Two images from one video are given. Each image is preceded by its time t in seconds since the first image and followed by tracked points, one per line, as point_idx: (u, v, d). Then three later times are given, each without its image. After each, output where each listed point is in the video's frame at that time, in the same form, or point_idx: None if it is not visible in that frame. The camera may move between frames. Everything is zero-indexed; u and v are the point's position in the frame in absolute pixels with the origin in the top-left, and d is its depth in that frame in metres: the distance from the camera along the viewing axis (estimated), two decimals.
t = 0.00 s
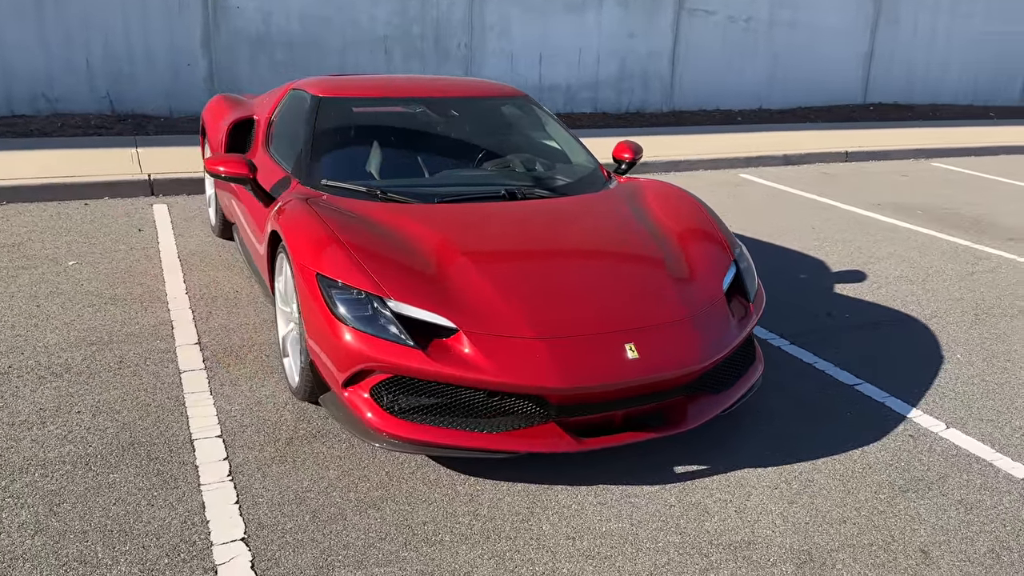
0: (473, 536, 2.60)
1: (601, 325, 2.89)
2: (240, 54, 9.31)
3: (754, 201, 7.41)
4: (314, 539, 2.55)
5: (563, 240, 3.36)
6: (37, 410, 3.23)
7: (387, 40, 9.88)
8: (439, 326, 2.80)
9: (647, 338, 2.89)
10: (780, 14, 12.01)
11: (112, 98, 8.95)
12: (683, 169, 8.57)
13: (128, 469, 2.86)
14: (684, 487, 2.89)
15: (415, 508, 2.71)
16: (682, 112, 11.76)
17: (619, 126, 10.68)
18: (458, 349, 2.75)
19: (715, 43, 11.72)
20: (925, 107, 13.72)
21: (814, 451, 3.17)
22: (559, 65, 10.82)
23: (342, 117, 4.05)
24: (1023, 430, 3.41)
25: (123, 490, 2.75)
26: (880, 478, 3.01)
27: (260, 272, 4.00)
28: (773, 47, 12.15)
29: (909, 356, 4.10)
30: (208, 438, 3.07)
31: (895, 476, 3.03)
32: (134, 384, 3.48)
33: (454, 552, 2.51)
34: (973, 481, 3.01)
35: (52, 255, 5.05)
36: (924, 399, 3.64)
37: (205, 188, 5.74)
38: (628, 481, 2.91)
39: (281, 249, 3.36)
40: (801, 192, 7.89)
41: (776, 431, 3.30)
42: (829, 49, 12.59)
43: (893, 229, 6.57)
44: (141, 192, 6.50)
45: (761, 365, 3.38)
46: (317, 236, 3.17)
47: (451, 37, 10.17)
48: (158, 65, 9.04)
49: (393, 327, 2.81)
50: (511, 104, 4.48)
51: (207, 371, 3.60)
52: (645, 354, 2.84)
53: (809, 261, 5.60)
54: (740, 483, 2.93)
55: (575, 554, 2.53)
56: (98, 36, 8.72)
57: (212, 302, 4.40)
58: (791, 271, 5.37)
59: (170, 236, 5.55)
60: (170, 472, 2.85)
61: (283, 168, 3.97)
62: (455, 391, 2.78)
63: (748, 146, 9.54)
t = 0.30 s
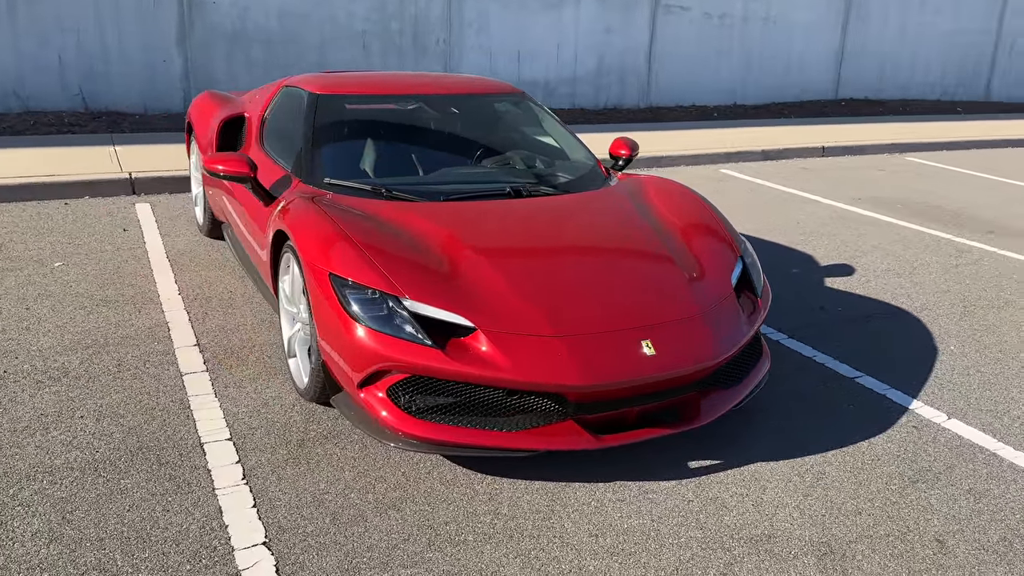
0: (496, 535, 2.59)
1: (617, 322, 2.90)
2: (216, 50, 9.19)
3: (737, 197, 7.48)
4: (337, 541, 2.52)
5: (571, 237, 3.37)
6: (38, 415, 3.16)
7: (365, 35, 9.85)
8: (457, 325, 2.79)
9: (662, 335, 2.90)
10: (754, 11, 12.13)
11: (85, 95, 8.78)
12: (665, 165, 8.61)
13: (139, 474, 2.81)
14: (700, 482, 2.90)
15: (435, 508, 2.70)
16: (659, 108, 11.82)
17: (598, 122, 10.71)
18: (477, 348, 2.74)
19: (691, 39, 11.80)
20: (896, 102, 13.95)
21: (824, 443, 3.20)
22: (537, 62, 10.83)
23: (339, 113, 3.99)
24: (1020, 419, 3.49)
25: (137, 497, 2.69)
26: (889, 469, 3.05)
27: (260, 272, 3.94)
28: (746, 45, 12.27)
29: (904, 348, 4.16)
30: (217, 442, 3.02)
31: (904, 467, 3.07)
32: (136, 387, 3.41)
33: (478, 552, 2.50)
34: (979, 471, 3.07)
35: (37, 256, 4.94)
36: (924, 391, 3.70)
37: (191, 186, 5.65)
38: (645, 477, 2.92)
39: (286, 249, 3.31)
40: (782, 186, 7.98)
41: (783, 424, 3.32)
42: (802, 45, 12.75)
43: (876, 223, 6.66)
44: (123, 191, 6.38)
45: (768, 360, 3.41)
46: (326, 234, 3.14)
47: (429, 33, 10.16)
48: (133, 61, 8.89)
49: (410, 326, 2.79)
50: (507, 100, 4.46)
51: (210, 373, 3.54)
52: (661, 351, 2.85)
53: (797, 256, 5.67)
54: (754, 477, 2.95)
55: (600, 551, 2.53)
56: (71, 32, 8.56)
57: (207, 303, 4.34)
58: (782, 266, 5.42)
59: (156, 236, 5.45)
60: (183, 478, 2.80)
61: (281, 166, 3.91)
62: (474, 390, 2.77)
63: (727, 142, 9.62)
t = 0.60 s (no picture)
0: (523, 530, 2.61)
1: (635, 317, 2.93)
2: (195, 48, 9.09)
3: (721, 194, 7.56)
4: (366, 540, 2.53)
5: (583, 235, 3.40)
6: (48, 419, 3.12)
7: (345, 33, 9.81)
8: (479, 322, 2.80)
9: (679, 330, 2.94)
10: (729, 10, 12.27)
11: (61, 94, 8.64)
12: (648, 162, 8.68)
13: (159, 476, 2.79)
14: (717, 474, 2.95)
15: (459, 505, 2.71)
16: (637, 106, 11.90)
17: (578, 120, 10.75)
18: (498, 344, 2.76)
19: (668, 37, 11.91)
20: (867, 99, 14.19)
21: (832, 434, 3.27)
22: (517, 60, 10.87)
23: (339, 112, 3.98)
24: (1017, 408, 3.59)
25: (159, 499, 2.67)
26: (897, 458, 3.13)
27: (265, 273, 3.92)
28: (721, 43, 12.41)
29: (899, 340, 4.25)
30: (234, 443, 3.01)
31: (911, 456, 3.15)
32: (144, 390, 3.38)
33: (508, 548, 2.52)
34: (983, 458, 3.16)
35: (27, 258, 4.86)
36: (923, 382, 3.79)
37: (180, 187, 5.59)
38: (662, 469, 2.96)
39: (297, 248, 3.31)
40: (765, 183, 8.09)
41: (792, 417, 3.38)
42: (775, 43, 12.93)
43: (859, 218, 6.78)
44: (108, 192, 6.28)
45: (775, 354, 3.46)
46: (342, 231, 3.14)
47: (409, 31, 10.15)
48: (110, 60, 8.76)
49: (432, 324, 2.80)
50: (507, 100, 4.47)
51: (219, 375, 3.52)
52: (678, 346, 2.89)
53: (787, 251, 5.76)
54: (768, 468, 3.01)
55: (627, 543, 2.57)
56: (46, 29, 8.41)
57: (206, 304, 4.30)
58: (773, 261, 5.51)
59: (147, 237, 5.39)
60: (204, 479, 2.79)
61: (285, 165, 3.89)
62: (496, 386, 2.78)
63: (707, 140, 9.73)
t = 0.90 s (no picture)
0: (550, 529, 2.64)
1: (652, 317, 2.97)
2: (174, 51, 9.00)
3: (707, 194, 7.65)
4: (396, 543, 2.54)
5: (594, 236, 3.44)
6: (61, 429, 3.09)
7: (326, 35, 9.78)
8: (500, 324, 2.83)
9: (695, 329, 2.98)
10: (705, 11, 12.41)
11: (37, 97, 8.51)
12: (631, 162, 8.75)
13: (181, 485, 2.78)
14: (733, 470, 3.00)
15: (485, 506, 2.73)
16: (616, 107, 11.97)
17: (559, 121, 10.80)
18: (520, 346, 2.79)
19: (645, 38, 12.00)
20: (839, 98, 14.42)
21: (840, 429, 3.34)
22: (497, 62, 10.90)
23: (343, 116, 3.97)
24: (1014, 400, 3.69)
25: (184, 507, 2.66)
26: (905, 451, 3.20)
27: (271, 279, 3.92)
28: (697, 44, 12.53)
29: (895, 336, 4.34)
30: (253, 449, 3.00)
31: (918, 448, 3.23)
32: (155, 398, 3.36)
33: (537, 547, 2.55)
34: (987, 449, 3.24)
35: (19, 266, 4.79)
36: (921, 376, 3.88)
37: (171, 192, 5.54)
38: (680, 467, 3.01)
39: (309, 252, 3.31)
40: (747, 182, 8.20)
41: (800, 412, 3.45)
42: (750, 44, 13.10)
43: (843, 217, 6.91)
44: (93, 197, 6.20)
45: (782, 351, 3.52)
46: (358, 234, 3.15)
47: (390, 32, 10.15)
48: (87, 63, 8.65)
49: (454, 326, 2.82)
50: (507, 102, 4.50)
51: (229, 381, 3.50)
52: (695, 345, 2.93)
53: (777, 250, 5.84)
54: (783, 464, 3.06)
55: (653, 540, 2.60)
56: (22, 32, 8.28)
57: (208, 310, 4.27)
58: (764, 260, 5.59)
59: (138, 243, 5.33)
60: (226, 486, 2.78)
61: (289, 170, 3.89)
62: (518, 388, 2.81)
63: (687, 140, 9.83)
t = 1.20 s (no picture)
0: (571, 532, 2.64)
1: (666, 319, 2.99)
2: (151, 55, 8.90)
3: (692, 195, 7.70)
4: (420, 549, 2.53)
5: (602, 238, 3.45)
6: (67, 442, 3.03)
7: (305, 39, 9.72)
8: (516, 328, 2.82)
9: (707, 330, 3.01)
10: (680, 13, 12.51)
11: (12, 104, 8.36)
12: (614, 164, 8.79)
13: (196, 496, 2.74)
14: (746, 470, 3.02)
15: (503, 511, 2.73)
16: (595, 109, 12.02)
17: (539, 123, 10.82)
18: (537, 349, 2.79)
19: (623, 40, 12.07)
20: (813, 99, 14.61)
21: (846, 426, 3.38)
22: (476, 64, 10.91)
23: (342, 121, 3.95)
24: (1010, 394, 3.76)
25: (201, 519, 2.62)
26: (911, 447, 3.25)
27: (272, 286, 3.88)
28: (673, 46, 12.63)
29: (890, 333, 4.41)
30: (265, 458, 2.97)
31: (923, 443, 3.28)
32: (159, 408, 3.31)
33: (560, 551, 2.55)
34: (990, 443, 3.30)
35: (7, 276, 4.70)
36: (919, 372, 3.94)
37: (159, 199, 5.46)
38: (694, 467, 3.03)
39: (317, 257, 3.28)
40: (730, 183, 8.27)
41: (806, 411, 3.48)
42: (725, 46, 13.23)
43: (827, 216, 6.99)
44: (77, 205, 6.09)
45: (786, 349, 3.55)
46: (368, 240, 3.13)
47: (369, 36, 10.11)
48: (62, 68, 8.51)
49: (469, 330, 2.81)
50: (505, 105, 4.50)
51: (233, 390, 3.46)
52: (709, 346, 2.96)
53: (767, 250, 5.90)
54: (794, 462, 3.09)
55: (675, 541, 2.62)
56: None
57: (205, 319, 4.22)
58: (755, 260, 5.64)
59: (127, 251, 5.25)
60: (242, 496, 2.75)
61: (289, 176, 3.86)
62: (535, 391, 2.81)
63: (668, 141, 9.90)
